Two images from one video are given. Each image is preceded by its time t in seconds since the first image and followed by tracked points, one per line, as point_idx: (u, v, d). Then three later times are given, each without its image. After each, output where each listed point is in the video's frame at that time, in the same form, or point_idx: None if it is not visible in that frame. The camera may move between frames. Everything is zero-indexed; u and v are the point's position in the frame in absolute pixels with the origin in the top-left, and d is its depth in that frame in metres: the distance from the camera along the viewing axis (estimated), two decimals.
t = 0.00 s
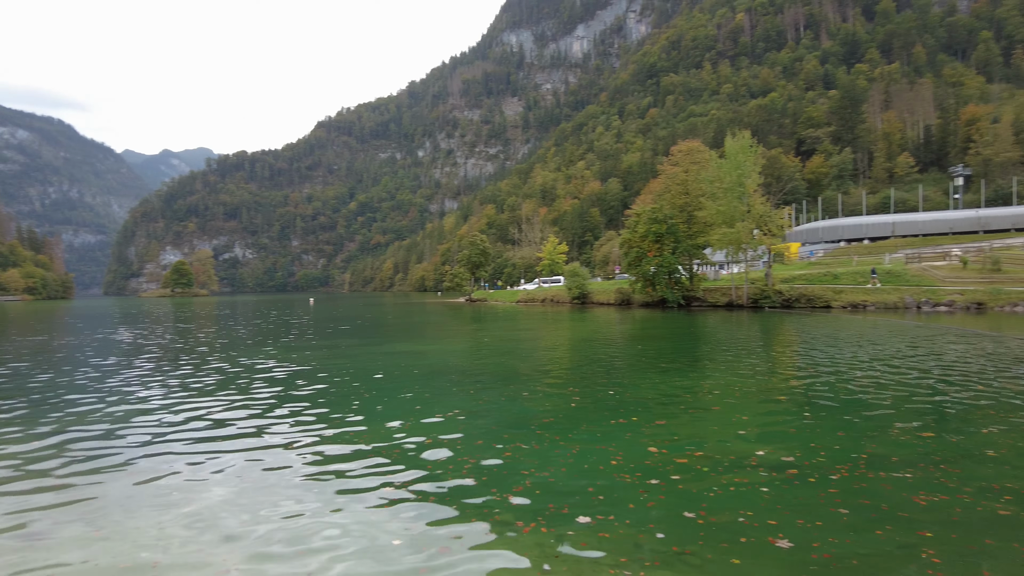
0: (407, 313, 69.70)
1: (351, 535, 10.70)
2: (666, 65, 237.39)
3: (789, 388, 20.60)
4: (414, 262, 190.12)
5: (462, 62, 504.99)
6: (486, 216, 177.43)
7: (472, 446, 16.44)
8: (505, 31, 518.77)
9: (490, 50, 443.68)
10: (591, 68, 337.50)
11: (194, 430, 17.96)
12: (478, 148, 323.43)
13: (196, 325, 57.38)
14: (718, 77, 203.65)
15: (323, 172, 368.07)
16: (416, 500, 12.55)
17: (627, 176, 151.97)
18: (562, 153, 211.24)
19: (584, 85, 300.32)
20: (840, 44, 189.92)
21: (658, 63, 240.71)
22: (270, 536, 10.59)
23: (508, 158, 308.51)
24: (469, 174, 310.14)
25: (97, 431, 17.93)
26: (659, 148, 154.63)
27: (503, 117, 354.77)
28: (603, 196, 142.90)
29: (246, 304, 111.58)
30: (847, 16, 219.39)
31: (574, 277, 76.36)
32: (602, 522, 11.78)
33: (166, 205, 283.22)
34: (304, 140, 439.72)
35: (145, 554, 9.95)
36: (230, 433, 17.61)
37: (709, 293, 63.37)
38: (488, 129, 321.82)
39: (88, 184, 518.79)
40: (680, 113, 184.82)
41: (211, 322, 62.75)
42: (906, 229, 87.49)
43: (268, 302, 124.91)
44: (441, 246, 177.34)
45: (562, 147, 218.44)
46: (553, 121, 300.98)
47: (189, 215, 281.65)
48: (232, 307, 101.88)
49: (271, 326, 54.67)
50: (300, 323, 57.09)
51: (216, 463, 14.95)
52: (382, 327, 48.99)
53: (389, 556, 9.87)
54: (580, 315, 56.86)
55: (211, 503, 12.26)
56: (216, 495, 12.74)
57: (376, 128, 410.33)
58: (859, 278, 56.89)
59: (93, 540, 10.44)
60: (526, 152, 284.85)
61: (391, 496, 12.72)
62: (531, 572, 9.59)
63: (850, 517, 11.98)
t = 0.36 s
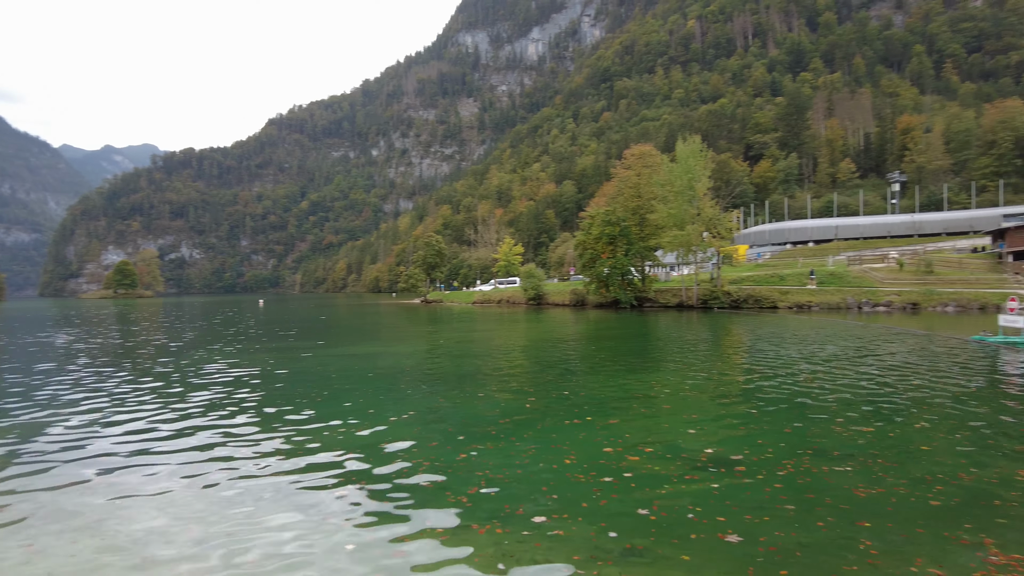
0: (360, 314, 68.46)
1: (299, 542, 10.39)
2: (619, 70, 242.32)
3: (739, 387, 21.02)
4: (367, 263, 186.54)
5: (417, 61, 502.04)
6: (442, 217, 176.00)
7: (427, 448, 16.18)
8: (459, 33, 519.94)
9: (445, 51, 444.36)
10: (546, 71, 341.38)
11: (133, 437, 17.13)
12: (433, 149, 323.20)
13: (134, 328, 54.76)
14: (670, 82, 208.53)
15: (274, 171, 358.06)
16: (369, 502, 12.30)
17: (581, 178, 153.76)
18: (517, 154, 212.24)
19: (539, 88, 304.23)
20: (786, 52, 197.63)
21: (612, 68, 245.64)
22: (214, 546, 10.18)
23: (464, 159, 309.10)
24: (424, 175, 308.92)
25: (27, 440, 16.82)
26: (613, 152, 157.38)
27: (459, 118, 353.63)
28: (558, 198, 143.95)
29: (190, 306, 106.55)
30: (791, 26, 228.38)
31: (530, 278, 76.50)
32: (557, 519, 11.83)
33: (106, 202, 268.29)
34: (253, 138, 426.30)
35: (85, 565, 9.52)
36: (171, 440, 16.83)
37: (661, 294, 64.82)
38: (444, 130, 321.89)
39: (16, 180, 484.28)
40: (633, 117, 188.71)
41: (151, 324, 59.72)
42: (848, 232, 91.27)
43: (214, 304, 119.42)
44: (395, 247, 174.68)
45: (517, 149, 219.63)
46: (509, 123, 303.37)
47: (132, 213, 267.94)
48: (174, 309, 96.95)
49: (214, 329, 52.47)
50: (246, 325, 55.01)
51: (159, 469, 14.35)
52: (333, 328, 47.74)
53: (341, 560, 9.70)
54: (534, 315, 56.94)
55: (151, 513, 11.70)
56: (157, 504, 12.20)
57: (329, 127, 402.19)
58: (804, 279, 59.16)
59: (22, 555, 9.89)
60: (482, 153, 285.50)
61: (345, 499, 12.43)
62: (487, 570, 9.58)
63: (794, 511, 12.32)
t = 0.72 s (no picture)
0: (306, 315, 66.83)
1: (245, 550, 10.22)
2: (570, 74, 245.93)
3: (687, 386, 21.49)
4: (315, 263, 181.86)
5: (366, 59, 496.03)
6: (392, 217, 173.44)
7: (376, 451, 15.94)
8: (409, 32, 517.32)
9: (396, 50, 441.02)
10: (498, 73, 344.01)
11: (67, 447, 16.31)
12: (383, 149, 322.55)
13: (59, 331, 51.47)
14: (619, 87, 212.54)
15: (218, 168, 345.43)
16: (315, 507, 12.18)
17: (533, 180, 154.74)
18: (469, 155, 211.83)
19: (491, 90, 306.17)
20: (730, 60, 204.69)
21: (562, 72, 249.09)
22: (157, 560, 9.94)
23: (415, 158, 308.23)
24: (374, 174, 306.74)
25: None
26: (563, 155, 159.19)
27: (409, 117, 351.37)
28: (510, 200, 144.40)
29: (123, 308, 100.73)
30: (735, 35, 236.56)
31: (482, 279, 76.44)
32: (508, 521, 11.94)
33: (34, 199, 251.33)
34: (195, 134, 409.42)
35: None
36: (104, 449, 16.12)
37: (610, 295, 65.80)
38: (394, 129, 320.09)
39: None
40: (583, 121, 191.77)
41: (78, 328, 56.29)
42: (788, 235, 94.69)
43: (149, 306, 113.41)
44: (344, 247, 170.87)
45: (469, 150, 219.33)
46: (461, 124, 304.41)
47: (63, 211, 252.16)
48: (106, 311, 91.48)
49: (151, 331, 50.19)
50: (186, 327, 52.83)
51: (93, 481, 13.82)
52: (278, 331, 46.43)
53: (293, 567, 9.60)
54: (485, 317, 56.95)
55: (89, 526, 11.31)
56: (95, 516, 11.75)
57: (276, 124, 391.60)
58: (746, 280, 61.32)
59: None
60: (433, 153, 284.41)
61: (293, 506, 12.27)
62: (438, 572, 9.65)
63: (737, 505, 12.71)
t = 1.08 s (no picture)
0: (250, 318, 65.08)
1: (183, 559, 10.00)
2: (520, 75, 247.25)
3: (634, 384, 21.90)
4: (259, 264, 175.54)
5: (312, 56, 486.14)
6: (339, 217, 169.14)
7: (321, 455, 15.63)
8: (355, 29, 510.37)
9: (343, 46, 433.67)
10: (447, 72, 343.57)
11: None
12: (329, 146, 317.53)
13: None
14: (569, 91, 214.70)
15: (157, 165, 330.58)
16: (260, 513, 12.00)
17: (483, 181, 154.38)
18: (418, 155, 209.64)
19: (441, 89, 305.70)
20: (676, 66, 210.05)
21: (512, 73, 250.16)
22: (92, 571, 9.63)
23: (363, 157, 304.85)
24: (320, 172, 301.41)
25: None
26: (514, 156, 159.67)
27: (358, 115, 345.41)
28: (461, 201, 143.41)
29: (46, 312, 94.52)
30: (681, 41, 242.47)
31: (432, 280, 76.03)
32: (456, 521, 11.98)
33: None
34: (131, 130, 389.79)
35: None
36: (26, 461, 15.21)
37: (560, 296, 66.22)
38: (342, 127, 315.66)
39: None
40: (533, 123, 193.20)
41: None
42: (731, 238, 97.37)
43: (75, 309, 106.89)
44: (289, 247, 165.69)
45: (419, 149, 216.97)
46: (409, 122, 302.42)
47: None
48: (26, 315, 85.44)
49: (82, 334, 47.88)
50: (120, 330, 50.71)
51: (17, 493, 13.17)
52: (220, 333, 45.03)
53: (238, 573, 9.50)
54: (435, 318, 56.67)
55: (17, 540, 10.80)
56: (25, 531, 11.21)
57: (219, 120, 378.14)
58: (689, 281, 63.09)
59: None
60: (382, 152, 281.20)
61: (237, 511, 12.03)
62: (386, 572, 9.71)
63: (682, 499, 13.04)
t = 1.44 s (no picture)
0: (197, 319, 63.35)
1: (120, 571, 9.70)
2: (475, 76, 247.37)
3: (588, 384, 22.15)
4: (206, 264, 169.43)
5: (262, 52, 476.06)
6: (290, 216, 164.06)
7: (270, 459, 15.29)
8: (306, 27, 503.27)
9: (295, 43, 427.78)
10: (402, 71, 341.72)
11: None
12: (281, 144, 314.03)
13: None
14: (524, 92, 215.57)
15: (98, 162, 316.00)
16: (203, 520, 11.67)
17: (438, 181, 153.29)
18: (373, 155, 207.03)
19: (395, 88, 304.10)
20: (629, 70, 214.04)
21: (468, 74, 250.15)
22: None
23: (315, 156, 301.10)
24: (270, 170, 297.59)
25: None
26: (469, 157, 159.39)
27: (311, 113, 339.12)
28: (416, 200, 141.29)
29: None
30: (634, 45, 246.44)
31: (386, 281, 75.49)
32: (409, 523, 11.92)
33: None
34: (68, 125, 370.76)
35: None
36: None
37: (515, 296, 67.01)
38: (293, 124, 316.27)
39: None
40: (488, 124, 193.69)
41: None
42: (682, 240, 99.84)
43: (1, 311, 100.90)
44: (237, 247, 160.73)
45: (373, 148, 214.57)
46: (363, 121, 299.48)
47: None
48: None
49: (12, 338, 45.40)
50: (55, 333, 48.42)
51: None
52: (167, 335, 43.58)
53: None
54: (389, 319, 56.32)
55: None
56: None
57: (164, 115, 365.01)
58: (641, 283, 64.49)
59: None
60: (335, 151, 277.02)
61: (182, 520, 11.65)
62: None
63: (631, 497, 13.21)
